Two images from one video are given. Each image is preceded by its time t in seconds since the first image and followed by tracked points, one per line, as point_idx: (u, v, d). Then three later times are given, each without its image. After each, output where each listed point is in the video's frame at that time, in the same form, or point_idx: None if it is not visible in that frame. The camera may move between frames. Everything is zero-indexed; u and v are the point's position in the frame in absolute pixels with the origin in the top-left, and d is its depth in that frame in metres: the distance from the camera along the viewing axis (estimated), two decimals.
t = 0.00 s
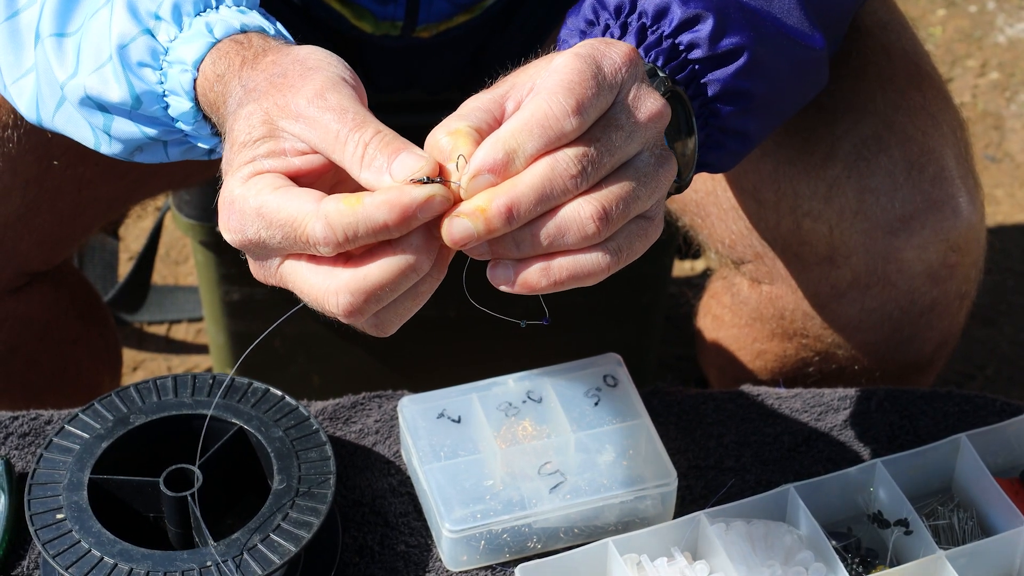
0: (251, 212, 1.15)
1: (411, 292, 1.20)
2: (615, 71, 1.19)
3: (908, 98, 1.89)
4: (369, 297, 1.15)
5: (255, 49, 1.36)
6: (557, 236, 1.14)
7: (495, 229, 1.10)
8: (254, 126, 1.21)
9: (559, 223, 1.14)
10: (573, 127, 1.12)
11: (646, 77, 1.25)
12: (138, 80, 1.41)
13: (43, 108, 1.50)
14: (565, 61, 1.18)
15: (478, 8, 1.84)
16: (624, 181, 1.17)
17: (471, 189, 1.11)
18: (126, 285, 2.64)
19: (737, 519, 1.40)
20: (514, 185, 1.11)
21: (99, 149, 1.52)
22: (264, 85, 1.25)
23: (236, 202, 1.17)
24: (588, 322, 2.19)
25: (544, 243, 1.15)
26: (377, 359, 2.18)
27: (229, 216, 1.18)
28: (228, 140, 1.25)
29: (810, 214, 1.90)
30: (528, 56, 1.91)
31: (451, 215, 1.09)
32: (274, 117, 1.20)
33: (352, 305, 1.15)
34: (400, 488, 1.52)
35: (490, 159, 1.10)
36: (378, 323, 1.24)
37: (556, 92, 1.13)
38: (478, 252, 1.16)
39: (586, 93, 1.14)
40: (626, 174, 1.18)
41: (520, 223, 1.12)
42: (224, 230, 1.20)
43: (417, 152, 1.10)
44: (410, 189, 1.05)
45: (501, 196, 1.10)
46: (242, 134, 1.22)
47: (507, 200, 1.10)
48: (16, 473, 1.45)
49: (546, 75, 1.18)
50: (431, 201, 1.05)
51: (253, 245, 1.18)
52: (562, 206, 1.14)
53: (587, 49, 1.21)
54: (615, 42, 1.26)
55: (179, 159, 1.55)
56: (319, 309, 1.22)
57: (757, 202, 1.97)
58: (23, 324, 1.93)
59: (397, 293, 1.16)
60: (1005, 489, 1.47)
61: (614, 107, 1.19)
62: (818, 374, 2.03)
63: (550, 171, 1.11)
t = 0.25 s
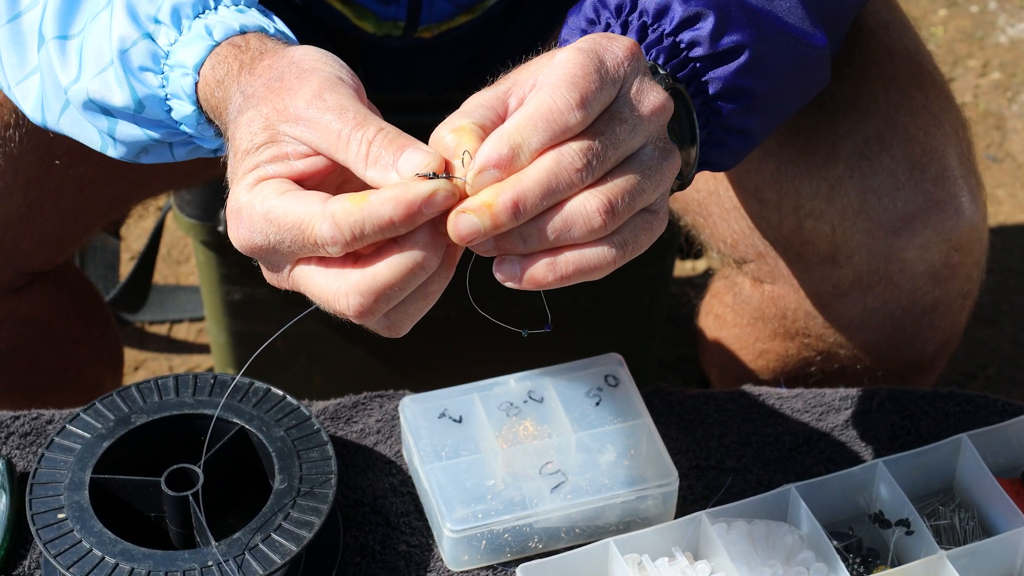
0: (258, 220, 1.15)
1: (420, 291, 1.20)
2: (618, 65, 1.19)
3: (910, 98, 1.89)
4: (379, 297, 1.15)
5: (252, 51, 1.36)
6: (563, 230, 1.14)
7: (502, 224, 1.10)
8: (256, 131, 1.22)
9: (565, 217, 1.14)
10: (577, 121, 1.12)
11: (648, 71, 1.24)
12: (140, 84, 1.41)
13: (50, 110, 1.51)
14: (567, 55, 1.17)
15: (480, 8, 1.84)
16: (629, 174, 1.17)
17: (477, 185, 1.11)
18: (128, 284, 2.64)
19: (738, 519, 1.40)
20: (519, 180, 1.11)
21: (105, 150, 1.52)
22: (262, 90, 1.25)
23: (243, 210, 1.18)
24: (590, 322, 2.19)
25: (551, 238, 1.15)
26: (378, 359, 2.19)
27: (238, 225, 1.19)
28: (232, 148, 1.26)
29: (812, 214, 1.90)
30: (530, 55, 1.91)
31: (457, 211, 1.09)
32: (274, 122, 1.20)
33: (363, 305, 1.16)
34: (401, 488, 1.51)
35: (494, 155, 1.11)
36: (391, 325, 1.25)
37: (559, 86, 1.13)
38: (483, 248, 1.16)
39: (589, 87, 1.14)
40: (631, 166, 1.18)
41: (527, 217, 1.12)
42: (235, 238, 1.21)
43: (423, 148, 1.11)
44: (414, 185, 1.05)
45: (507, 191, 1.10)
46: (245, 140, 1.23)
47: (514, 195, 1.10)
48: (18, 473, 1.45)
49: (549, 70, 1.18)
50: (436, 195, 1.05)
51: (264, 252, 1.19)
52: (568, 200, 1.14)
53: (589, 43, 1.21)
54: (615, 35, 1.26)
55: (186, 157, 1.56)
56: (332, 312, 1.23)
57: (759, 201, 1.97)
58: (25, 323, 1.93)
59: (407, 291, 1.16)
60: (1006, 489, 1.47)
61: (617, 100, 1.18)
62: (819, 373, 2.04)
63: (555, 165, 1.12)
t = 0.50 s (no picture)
0: (264, 223, 1.16)
1: (427, 288, 1.20)
2: (602, 46, 1.20)
3: (912, 98, 1.89)
4: (386, 296, 1.15)
5: (254, 48, 1.35)
6: (567, 213, 1.13)
7: (506, 212, 1.09)
8: (258, 134, 1.22)
9: (567, 200, 1.13)
10: (568, 103, 1.13)
11: (636, 52, 1.26)
12: (146, 83, 1.41)
13: (59, 109, 1.51)
14: (552, 42, 1.18)
15: (481, 8, 1.84)
16: (628, 151, 1.16)
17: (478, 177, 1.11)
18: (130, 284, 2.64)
19: (741, 519, 1.40)
20: (518, 166, 1.10)
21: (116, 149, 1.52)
22: (263, 91, 1.25)
23: (250, 214, 1.18)
24: (592, 322, 2.19)
25: (556, 223, 1.13)
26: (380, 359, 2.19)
27: (246, 229, 1.20)
28: (236, 150, 1.26)
29: (814, 214, 1.90)
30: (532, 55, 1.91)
31: (460, 205, 1.08)
32: (275, 123, 1.20)
33: (371, 305, 1.16)
34: (403, 488, 1.51)
35: (491, 144, 1.11)
36: (399, 324, 1.25)
37: (547, 72, 1.14)
38: (490, 242, 1.15)
39: (576, 69, 1.15)
40: (628, 144, 1.17)
41: (530, 204, 1.11)
42: (243, 242, 1.22)
43: (423, 145, 1.10)
44: (414, 185, 1.05)
45: (507, 178, 1.09)
46: (248, 144, 1.23)
47: (514, 181, 1.09)
48: (19, 472, 1.45)
49: (535, 58, 1.19)
50: (437, 193, 1.05)
51: (273, 255, 1.20)
52: (569, 182, 1.13)
53: (573, 29, 1.22)
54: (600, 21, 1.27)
55: (196, 152, 1.56)
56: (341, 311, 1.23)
57: (761, 201, 1.96)
58: (27, 323, 1.93)
59: (414, 289, 1.16)
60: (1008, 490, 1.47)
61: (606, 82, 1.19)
62: (821, 374, 2.04)
63: (553, 148, 1.11)
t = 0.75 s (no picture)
0: (266, 226, 1.16)
1: (429, 289, 1.21)
2: (597, 43, 1.20)
3: (913, 98, 1.89)
4: (388, 298, 1.15)
5: (256, 46, 1.35)
6: (566, 210, 1.13)
7: (507, 212, 1.09)
8: (260, 135, 1.22)
9: (566, 197, 1.12)
10: (564, 101, 1.13)
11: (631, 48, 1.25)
12: (150, 81, 1.41)
13: (65, 109, 1.51)
14: (547, 40, 1.18)
15: (482, 9, 1.85)
16: (625, 147, 1.16)
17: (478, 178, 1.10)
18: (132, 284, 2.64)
19: (742, 519, 1.40)
20: (517, 165, 1.10)
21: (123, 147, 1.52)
22: (265, 90, 1.25)
23: (252, 216, 1.18)
24: (593, 322, 2.19)
25: (556, 221, 1.13)
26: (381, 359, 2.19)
27: (248, 231, 1.20)
28: (239, 151, 1.27)
29: (815, 214, 1.90)
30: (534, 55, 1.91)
31: (461, 206, 1.08)
32: (277, 124, 1.21)
33: (373, 307, 1.16)
34: (405, 488, 1.52)
35: (489, 144, 1.10)
36: (402, 323, 1.25)
37: (542, 70, 1.13)
38: (490, 242, 1.15)
39: (572, 66, 1.15)
40: (626, 139, 1.17)
41: (529, 202, 1.11)
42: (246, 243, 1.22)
43: (421, 147, 1.10)
44: (414, 191, 1.05)
45: (506, 178, 1.09)
46: (251, 144, 1.23)
47: (513, 180, 1.09)
48: (21, 472, 1.45)
49: (530, 57, 1.19)
50: (437, 198, 1.05)
51: (275, 256, 1.20)
52: (568, 180, 1.13)
53: (567, 27, 1.22)
54: (595, 18, 1.27)
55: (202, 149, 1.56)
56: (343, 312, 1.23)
57: (763, 201, 1.96)
58: (28, 323, 1.93)
59: (416, 291, 1.16)
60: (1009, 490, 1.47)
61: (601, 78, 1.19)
62: (822, 374, 2.04)
63: (551, 146, 1.11)
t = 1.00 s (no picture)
0: (265, 227, 1.16)
1: (428, 289, 1.21)
2: (597, 43, 1.20)
3: (914, 99, 1.89)
4: (387, 298, 1.15)
5: (257, 45, 1.35)
6: (566, 211, 1.13)
7: (506, 213, 1.09)
8: (260, 135, 1.22)
9: (565, 198, 1.12)
10: (563, 101, 1.13)
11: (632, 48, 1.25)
12: (151, 81, 1.42)
13: (66, 109, 1.51)
14: (546, 41, 1.18)
15: (483, 9, 1.84)
16: (625, 147, 1.16)
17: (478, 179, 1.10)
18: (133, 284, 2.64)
19: (743, 519, 1.40)
20: (516, 166, 1.10)
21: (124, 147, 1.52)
22: (265, 90, 1.25)
23: (251, 217, 1.18)
24: (593, 322, 2.19)
25: (555, 222, 1.13)
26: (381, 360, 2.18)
27: (248, 231, 1.20)
28: (239, 151, 1.26)
29: (816, 214, 1.89)
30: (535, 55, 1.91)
31: (461, 208, 1.08)
32: (277, 124, 1.20)
33: (372, 306, 1.16)
34: (405, 488, 1.52)
35: (488, 146, 1.10)
36: (400, 323, 1.25)
37: (541, 71, 1.14)
38: (490, 242, 1.15)
39: (571, 67, 1.15)
40: (626, 139, 1.17)
41: (529, 203, 1.11)
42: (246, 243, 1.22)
43: (420, 149, 1.10)
44: (413, 193, 1.05)
45: (506, 179, 1.09)
46: (251, 144, 1.23)
47: (513, 182, 1.09)
48: (22, 472, 1.45)
49: (530, 57, 1.19)
50: (436, 200, 1.05)
51: (275, 256, 1.20)
52: (568, 180, 1.13)
53: (567, 27, 1.22)
54: (595, 17, 1.27)
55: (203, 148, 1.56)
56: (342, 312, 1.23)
57: (764, 201, 1.96)
58: (28, 323, 1.92)
59: (414, 291, 1.16)
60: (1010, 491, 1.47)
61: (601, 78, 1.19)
62: (823, 374, 2.04)
63: (551, 147, 1.11)
